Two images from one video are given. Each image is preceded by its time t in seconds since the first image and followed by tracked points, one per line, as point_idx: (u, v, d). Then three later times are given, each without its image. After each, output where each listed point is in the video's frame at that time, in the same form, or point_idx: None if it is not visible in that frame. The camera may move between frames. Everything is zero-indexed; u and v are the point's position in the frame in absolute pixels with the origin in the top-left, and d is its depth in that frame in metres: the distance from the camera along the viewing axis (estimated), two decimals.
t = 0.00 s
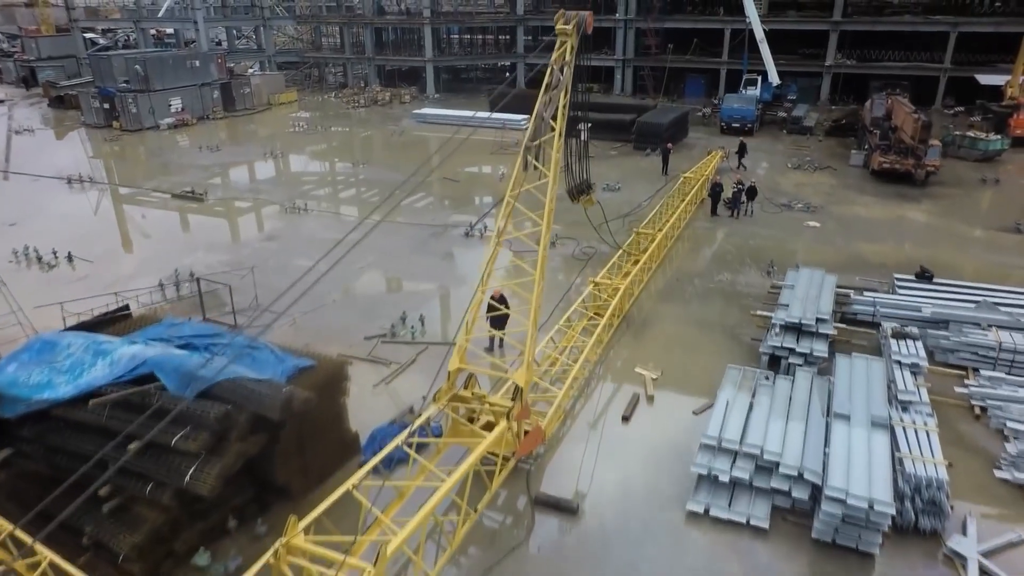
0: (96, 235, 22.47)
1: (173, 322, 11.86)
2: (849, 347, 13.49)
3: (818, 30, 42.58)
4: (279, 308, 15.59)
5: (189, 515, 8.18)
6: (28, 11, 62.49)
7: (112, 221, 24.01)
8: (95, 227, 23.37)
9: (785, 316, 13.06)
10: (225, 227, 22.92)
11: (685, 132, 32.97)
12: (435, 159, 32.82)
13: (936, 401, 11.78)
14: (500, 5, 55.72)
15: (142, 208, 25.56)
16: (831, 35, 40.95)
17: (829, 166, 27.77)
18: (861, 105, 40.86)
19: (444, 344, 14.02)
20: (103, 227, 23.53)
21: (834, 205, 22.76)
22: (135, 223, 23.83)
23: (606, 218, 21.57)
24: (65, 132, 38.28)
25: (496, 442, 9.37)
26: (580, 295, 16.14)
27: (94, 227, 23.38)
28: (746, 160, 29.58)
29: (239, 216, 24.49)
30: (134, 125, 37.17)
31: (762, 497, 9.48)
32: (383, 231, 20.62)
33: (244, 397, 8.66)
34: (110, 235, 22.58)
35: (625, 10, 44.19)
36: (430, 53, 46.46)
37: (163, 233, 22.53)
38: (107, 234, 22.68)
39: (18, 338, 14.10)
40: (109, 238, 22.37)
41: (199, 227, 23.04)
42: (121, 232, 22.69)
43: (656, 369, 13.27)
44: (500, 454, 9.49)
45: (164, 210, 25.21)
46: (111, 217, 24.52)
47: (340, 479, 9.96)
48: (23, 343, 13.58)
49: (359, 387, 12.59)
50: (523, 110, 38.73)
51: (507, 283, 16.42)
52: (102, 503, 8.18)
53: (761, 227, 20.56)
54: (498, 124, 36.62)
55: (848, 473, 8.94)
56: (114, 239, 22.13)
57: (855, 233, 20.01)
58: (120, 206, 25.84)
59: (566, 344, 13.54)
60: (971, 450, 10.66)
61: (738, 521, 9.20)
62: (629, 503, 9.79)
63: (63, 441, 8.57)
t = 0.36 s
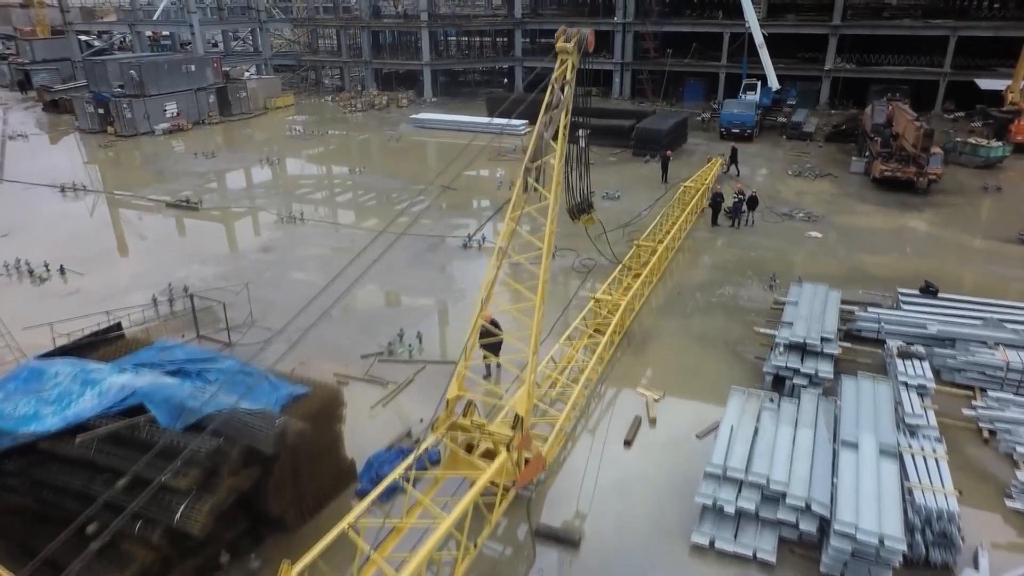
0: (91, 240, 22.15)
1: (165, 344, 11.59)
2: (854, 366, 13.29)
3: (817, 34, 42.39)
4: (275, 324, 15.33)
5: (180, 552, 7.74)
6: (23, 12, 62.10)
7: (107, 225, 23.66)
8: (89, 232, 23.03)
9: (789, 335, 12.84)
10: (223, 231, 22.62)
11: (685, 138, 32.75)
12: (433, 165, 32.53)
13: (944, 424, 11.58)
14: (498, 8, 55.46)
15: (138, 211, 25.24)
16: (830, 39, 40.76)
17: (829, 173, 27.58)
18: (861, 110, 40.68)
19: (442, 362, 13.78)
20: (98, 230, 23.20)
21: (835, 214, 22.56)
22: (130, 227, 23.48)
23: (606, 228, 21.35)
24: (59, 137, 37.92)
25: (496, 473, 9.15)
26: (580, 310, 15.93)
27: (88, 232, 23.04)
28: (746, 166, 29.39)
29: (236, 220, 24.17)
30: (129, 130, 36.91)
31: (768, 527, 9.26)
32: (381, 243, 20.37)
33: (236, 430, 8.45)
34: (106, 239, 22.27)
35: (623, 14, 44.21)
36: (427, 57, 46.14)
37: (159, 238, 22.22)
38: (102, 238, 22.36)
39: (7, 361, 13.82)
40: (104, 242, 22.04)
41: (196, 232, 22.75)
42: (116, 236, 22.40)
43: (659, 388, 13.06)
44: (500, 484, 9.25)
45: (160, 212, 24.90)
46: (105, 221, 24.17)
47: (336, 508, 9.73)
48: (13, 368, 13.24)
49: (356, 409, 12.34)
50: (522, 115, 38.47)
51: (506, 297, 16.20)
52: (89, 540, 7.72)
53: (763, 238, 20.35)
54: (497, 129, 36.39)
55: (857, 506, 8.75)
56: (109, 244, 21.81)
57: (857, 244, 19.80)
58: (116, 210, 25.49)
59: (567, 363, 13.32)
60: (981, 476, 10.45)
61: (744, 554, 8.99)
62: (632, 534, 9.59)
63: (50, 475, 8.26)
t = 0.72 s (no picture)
0: (84, 249, 21.80)
1: (155, 369, 11.31)
2: (858, 385, 13.08)
3: (815, 38, 42.25)
4: (269, 343, 15.06)
5: None
6: (17, 14, 61.67)
7: (101, 233, 23.30)
8: (83, 240, 22.67)
9: (793, 355, 12.64)
10: (219, 240, 22.27)
11: (683, 145, 32.55)
12: (430, 172, 32.26)
13: (951, 448, 11.37)
14: (495, 12, 55.24)
15: (133, 217, 24.88)
16: (829, 43, 40.62)
17: (829, 181, 27.42)
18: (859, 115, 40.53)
19: (439, 383, 13.52)
20: (92, 238, 22.83)
21: (835, 224, 22.38)
22: (125, 234, 23.12)
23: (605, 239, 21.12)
24: (52, 143, 37.55)
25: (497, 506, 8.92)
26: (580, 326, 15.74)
27: (81, 240, 22.69)
28: (745, 174, 29.19)
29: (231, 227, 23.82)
30: (123, 136, 36.54)
31: (775, 562, 8.77)
32: (377, 256, 20.11)
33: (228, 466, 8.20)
34: (99, 248, 21.92)
35: (620, 18, 44.04)
36: (424, 61, 45.86)
37: (154, 247, 21.85)
38: (96, 247, 22.00)
39: None
40: (97, 251, 21.67)
41: (191, 240, 22.38)
42: (110, 245, 22.05)
43: (660, 408, 12.83)
44: (501, 517, 8.98)
45: (156, 218, 24.50)
46: (99, 228, 23.79)
47: (332, 540, 9.51)
48: None
49: (352, 433, 12.09)
50: (519, 121, 38.23)
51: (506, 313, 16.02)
52: None
53: (764, 249, 20.14)
54: (493, 135, 36.14)
55: (867, 542, 8.55)
56: (102, 253, 21.45)
57: (858, 256, 19.61)
58: (110, 217, 25.11)
59: (567, 383, 13.08)
60: (991, 505, 10.24)
61: None
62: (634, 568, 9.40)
63: (35, 514, 8.01)
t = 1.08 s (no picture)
0: (72, 260, 21.38)
1: (141, 398, 10.99)
2: (860, 406, 12.88)
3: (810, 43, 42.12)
4: (260, 363, 14.74)
5: None
6: (5, 17, 60.98)
7: (90, 243, 22.88)
8: (71, 251, 22.25)
9: (794, 377, 12.42)
10: (211, 250, 21.89)
11: (679, 151, 32.33)
12: (424, 178, 31.93)
13: (956, 473, 11.17)
14: (489, 15, 55.01)
15: (124, 226, 24.47)
16: (823, 48, 40.52)
17: (826, 188, 27.27)
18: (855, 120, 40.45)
19: (434, 405, 13.24)
20: (81, 249, 22.41)
21: (833, 234, 22.22)
22: (113, 245, 22.72)
23: (603, 250, 20.89)
24: (40, 150, 37.05)
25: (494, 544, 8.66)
26: (578, 343, 15.49)
27: (70, 251, 22.26)
28: (742, 181, 29.01)
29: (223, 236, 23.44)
30: (112, 143, 36.07)
31: None
32: (370, 268, 19.81)
33: (216, 509, 7.94)
34: (88, 259, 21.51)
35: (615, 22, 43.79)
36: (418, 66, 45.53)
37: (144, 258, 21.46)
38: (84, 258, 21.58)
39: None
40: (86, 262, 21.26)
41: (182, 250, 21.98)
42: (100, 256, 21.64)
43: (659, 431, 12.60)
44: (499, 555, 8.71)
45: (146, 228, 24.05)
46: (89, 238, 23.38)
47: None
48: None
49: (344, 460, 11.79)
50: (513, 126, 37.97)
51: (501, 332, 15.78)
52: None
53: (762, 261, 19.94)
54: (488, 141, 35.84)
55: None
56: (91, 264, 21.03)
57: (857, 268, 19.43)
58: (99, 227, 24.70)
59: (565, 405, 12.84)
60: (998, 534, 10.02)
61: None
62: None
63: (13, 560, 7.68)
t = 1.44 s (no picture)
0: (62, 271, 21.06)
1: (130, 424, 10.70)
2: (863, 424, 12.69)
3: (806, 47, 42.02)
4: (253, 383, 14.47)
5: None
6: None
7: (81, 255, 22.57)
8: (62, 262, 21.92)
9: (796, 398, 12.21)
10: (204, 261, 21.57)
11: (676, 158, 32.14)
12: (419, 185, 31.64)
13: (962, 497, 10.99)
14: (484, 19, 54.82)
15: (116, 236, 24.15)
16: (820, 52, 40.41)
17: (824, 196, 27.12)
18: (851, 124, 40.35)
19: (431, 426, 13.01)
20: (72, 260, 22.09)
21: (833, 244, 22.06)
22: (104, 256, 22.37)
23: (601, 262, 20.70)
24: (31, 156, 36.62)
25: None
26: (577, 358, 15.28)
27: (60, 262, 21.98)
28: (739, 188, 28.86)
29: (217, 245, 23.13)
30: (104, 150, 35.68)
31: None
32: (365, 280, 19.57)
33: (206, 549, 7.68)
34: (79, 270, 21.16)
35: (611, 26, 44.02)
36: (413, 70, 45.26)
37: (136, 269, 21.12)
38: (75, 269, 21.26)
39: None
40: (76, 273, 20.93)
41: (175, 261, 21.66)
42: (91, 267, 21.30)
43: (659, 452, 12.37)
44: None
45: (139, 237, 23.68)
46: (80, 249, 23.07)
47: None
48: None
49: (339, 486, 11.54)
50: (509, 131, 37.74)
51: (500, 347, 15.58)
52: None
53: (761, 273, 19.76)
54: (483, 147, 35.56)
55: None
56: (82, 275, 20.70)
57: (857, 280, 19.27)
58: (89, 237, 24.37)
59: (563, 424, 12.62)
60: (1007, 562, 9.82)
61: None
62: None
63: None
